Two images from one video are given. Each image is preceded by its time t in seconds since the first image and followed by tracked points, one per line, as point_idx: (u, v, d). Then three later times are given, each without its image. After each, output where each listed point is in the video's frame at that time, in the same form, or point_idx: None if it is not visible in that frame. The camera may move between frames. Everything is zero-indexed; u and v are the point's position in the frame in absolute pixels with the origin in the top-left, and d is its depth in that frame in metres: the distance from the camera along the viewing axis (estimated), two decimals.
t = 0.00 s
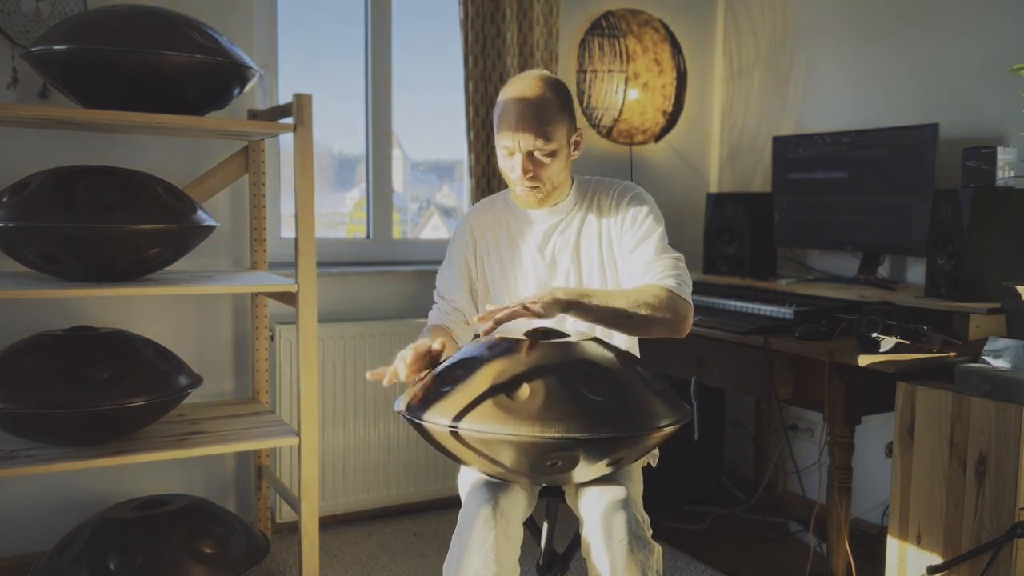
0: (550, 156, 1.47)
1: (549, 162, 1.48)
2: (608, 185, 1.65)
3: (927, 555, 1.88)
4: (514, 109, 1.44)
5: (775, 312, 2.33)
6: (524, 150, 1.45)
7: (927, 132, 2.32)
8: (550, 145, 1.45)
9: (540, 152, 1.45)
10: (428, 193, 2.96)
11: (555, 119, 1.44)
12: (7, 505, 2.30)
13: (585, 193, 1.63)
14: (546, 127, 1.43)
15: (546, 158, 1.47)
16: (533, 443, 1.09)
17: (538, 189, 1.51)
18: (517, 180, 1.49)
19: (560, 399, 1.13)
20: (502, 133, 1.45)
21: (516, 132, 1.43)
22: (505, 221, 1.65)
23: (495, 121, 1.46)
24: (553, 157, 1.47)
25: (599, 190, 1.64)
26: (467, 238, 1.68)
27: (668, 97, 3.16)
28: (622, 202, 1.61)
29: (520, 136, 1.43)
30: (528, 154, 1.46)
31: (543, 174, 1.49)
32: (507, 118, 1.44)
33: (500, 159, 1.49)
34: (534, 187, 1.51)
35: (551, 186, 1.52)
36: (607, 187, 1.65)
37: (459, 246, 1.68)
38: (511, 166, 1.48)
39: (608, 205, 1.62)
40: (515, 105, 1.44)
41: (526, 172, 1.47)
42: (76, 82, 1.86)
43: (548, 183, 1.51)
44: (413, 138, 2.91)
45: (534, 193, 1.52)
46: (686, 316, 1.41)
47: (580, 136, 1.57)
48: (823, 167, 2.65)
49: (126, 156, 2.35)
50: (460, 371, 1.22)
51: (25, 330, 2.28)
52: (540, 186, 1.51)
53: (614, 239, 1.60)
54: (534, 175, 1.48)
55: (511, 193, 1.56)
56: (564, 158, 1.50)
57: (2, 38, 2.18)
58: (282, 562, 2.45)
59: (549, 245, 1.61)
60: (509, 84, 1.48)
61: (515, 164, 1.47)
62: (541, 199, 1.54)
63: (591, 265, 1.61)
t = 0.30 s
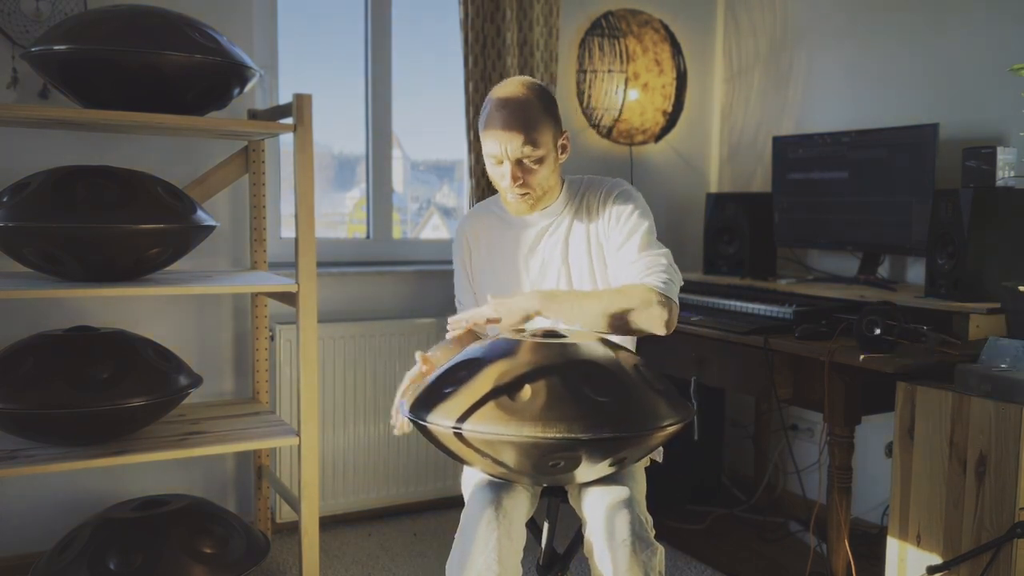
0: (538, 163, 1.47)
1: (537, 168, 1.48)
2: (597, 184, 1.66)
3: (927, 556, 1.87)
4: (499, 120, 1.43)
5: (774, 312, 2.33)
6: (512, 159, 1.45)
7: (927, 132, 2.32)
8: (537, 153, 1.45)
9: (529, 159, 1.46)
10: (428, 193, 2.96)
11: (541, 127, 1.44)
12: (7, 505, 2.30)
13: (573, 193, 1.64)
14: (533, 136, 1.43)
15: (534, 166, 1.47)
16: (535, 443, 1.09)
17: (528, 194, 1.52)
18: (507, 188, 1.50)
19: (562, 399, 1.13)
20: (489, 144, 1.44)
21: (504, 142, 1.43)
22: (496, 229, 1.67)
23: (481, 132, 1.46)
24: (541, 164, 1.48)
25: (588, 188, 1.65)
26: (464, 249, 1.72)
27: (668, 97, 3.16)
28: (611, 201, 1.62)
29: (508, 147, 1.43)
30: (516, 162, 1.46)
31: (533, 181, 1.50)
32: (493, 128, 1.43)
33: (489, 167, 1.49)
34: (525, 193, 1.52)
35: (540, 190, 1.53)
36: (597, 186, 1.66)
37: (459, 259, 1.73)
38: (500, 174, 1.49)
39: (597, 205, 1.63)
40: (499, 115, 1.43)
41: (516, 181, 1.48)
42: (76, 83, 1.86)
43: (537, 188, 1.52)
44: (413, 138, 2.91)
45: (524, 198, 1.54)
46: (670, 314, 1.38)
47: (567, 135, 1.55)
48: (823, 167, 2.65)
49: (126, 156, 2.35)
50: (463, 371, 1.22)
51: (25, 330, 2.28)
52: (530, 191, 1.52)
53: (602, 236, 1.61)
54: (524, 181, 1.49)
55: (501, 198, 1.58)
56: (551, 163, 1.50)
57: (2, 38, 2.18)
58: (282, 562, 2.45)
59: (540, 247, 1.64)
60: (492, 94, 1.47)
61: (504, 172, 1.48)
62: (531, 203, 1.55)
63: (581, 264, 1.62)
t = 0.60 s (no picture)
0: (529, 156, 1.49)
1: (529, 162, 1.49)
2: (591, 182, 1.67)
3: (927, 556, 1.87)
4: (488, 114, 1.45)
5: (774, 312, 2.33)
6: (503, 153, 1.46)
7: (927, 132, 2.32)
8: (527, 146, 1.46)
9: (520, 153, 1.47)
10: (428, 193, 2.96)
11: (530, 121, 1.45)
12: (7, 505, 2.30)
13: (572, 191, 1.65)
14: (522, 129, 1.44)
15: (525, 159, 1.49)
16: (535, 443, 1.09)
17: (522, 189, 1.53)
18: (501, 183, 1.51)
19: (562, 400, 1.13)
20: (480, 139, 1.46)
21: (494, 137, 1.45)
22: (493, 229, 1.68)
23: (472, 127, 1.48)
24: (532, 157, 1.49)
25: (586, 188, 1.66)
26: (456, 247, 1.71)
27: (668, 97, 3.16)
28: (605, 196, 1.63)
29: (498, 141, 1.44)
30: (507, 156, 1.47)
31: (524, 174, 1.51)
32: (483, 124, 1.45)
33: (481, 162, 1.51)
34: (518, 188, 1.53)
35: (534, 185, 1.54)
36: (591, 184, 1.67)
37: (450, 256, 1.72)
38: (493, 169, 1.50)
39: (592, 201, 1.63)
40: (489, 110, 1.45)
41: (507, 174, 1.49)
42: (77, 83, 1.86)
43: (531, 182, 1.53)
44: (414, 138, 2.91)
45: (518, 194, 1.55)
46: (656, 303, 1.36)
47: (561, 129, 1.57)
48: (823, 167, 2.65)
49: (126, 156, 2.35)
50: (463, 371, 1.22)
51: (26, 329, 2.28)
52: (524, 185, 1.53)
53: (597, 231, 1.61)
54: (516, 175, 1.50)
55: (497, 197, 1.59)
56: (543, 156, 1.51)
57: (2, 38, 2.18)
58: (282, 562, 2.45)
59: (537, 245, 1.64)
60: (483, 90, 1.49)
61: (496, 167, 1.49)
62: (526, 199, 1.56)
63: (578, 259, 1.62)
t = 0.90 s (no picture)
0: (526, 156, 1.49)
1: (526, 162, 1.50)
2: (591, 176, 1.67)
3: (927, 556, 1.87)
4: (483, 117, 1.45)
5: (775, 312, 2.32)
6: (500, 155, 1.47)
7: (927, 132, 2.32)
8: (524, 147, 1.47)
9: (516, 154, 1.47)
10: (428, 193, 2.96)
11: (525, 122, 1.45)
12: (7, 505, 2.30)
13: (572, 186, 1.65)
14: (518, 131, 1.45)
15: (522, 160, 1.49)
16: (536, 445, 1.09)
17: (521, 188, 1.53)
18: (499, 183, 1.52)
19: (563, 401, 1.13)
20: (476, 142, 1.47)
21: (489, 140, 1.45)
22: (492, 225, 1.68)
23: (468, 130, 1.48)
24: (529, 157, 1.49)
25: (585, 183, 1.67)
26: (455, 243, 1.71)
27: (668, 97, 3.16)
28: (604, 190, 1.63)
29: (494, 143, 1.45)
30: (504, 157, 1.48)
31: (522, 175, 1.51)
32: (479, 126, 1.46)
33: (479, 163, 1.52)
34: (517, 187, 1.53)
35: (534, 183, 1.54)
36: (591, 178, 1.67)
37: (450, 251, 1.72)
38: (491, 170, 1.51)
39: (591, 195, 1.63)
40: (484, 112, 1.45)
41: (505, 175, 1.50)
42: (76, 83, 1.86)
43: (531, 181, 1.54)
44: (414, 138, 2.91)
45: (518, 193, 1.55)
46: (653, 288, 1.37)
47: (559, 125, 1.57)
48: (823, 167, 2.65)
49: (126, 156, 2.35)
50: (464, 373, 1.22)
51: (26, 330, 2.28)
52: (522, 185, 1.53)
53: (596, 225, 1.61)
54: (513, 175, 1.51)
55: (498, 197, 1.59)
56: (541, 155, 1.52)
57: (2, 38, 2.18)
58: (283, 562, 2.45)
59: (536, 239, 1.64)
60: (478, 92, 1.49)
61: (494, 168, 1.50)
62: (526, 198, 1.56)
63: (577, 254, 1.62)
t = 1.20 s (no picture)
0: (525, 163, 1.49)
1: (525, 168, 1.50)
2: (592, 179, 1.67)
3: (927, 555, 1.87)
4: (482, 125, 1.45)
5: (774, 313, 2.33)
6: (499, 162, 1.47)
7: (927, 132, 2.32)
8: (523, 154, 1.47)
9: (516, 161, 1.47)
10: (428, 193, 2.96)
11: (523, 129, 1.46)
12: (6, 505, 2.30)
13: (572, 189, 1.65)
14: (516, 138, 1.45)
15: (522, 167, 1.49)
16: (536, 443, 1.09)
17: (520, 194, 1.54)
18: (498, 190, 1.52)
19: (564, 400, 1.13)
20: (475, 150, 1.47)
21: (488, 147, 1.45)
22: (492, 226, 1.68)
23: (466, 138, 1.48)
24: (528, 163, 1.50)
25: (586, 186, 1.67)
26: (456, 244, 1.71)
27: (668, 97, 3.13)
28: (605, 194, 1.63)
29: (493, 151, 1.45)
30: (503, 164, 1.48)
31: (522, 181, 1.51)
32: (477, 134, 1.46)
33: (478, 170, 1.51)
34: (516, 193, 1.54)
35: (532, 189, 1.55)
36: (591, 181, 1.67)
37: (450, 251, 1.72)
38: (490, 177, 1.51)
39: (592, 199, 1.64)
40: (482, 121, 1.45)
41: (504, 183, 1.50)
42: (76, 83, 1.86)
43: (529, 187, 1.54)
44: (414, 138, 2.91)
45: (517, 199, 1.55)
46: (669, 305, 1.41)
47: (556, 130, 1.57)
48: (823, 167, 2.65)
49: (126, 156, 2.35)
50: (464, 372, 1.22)
51: (26, 330, 2.28)
52: (521, 190, 1.53)
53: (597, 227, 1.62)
54: (512, 182, 1.51)
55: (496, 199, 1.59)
56: (539, 161, 1.52)
57: (2, 38, 2.19)
58: (282, 562, 2.45)
59: (537, 241, 1.64)
60: (475, 98, 1.49)
61: (493, 175, 1.50)
62: (524, 203, 1.56)
63: (578, 256, 1.63)
